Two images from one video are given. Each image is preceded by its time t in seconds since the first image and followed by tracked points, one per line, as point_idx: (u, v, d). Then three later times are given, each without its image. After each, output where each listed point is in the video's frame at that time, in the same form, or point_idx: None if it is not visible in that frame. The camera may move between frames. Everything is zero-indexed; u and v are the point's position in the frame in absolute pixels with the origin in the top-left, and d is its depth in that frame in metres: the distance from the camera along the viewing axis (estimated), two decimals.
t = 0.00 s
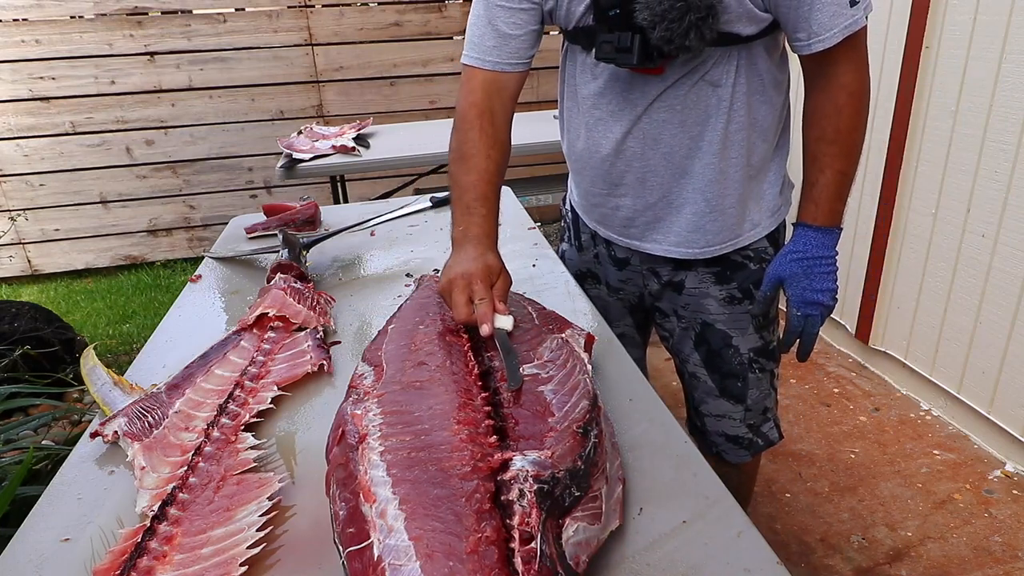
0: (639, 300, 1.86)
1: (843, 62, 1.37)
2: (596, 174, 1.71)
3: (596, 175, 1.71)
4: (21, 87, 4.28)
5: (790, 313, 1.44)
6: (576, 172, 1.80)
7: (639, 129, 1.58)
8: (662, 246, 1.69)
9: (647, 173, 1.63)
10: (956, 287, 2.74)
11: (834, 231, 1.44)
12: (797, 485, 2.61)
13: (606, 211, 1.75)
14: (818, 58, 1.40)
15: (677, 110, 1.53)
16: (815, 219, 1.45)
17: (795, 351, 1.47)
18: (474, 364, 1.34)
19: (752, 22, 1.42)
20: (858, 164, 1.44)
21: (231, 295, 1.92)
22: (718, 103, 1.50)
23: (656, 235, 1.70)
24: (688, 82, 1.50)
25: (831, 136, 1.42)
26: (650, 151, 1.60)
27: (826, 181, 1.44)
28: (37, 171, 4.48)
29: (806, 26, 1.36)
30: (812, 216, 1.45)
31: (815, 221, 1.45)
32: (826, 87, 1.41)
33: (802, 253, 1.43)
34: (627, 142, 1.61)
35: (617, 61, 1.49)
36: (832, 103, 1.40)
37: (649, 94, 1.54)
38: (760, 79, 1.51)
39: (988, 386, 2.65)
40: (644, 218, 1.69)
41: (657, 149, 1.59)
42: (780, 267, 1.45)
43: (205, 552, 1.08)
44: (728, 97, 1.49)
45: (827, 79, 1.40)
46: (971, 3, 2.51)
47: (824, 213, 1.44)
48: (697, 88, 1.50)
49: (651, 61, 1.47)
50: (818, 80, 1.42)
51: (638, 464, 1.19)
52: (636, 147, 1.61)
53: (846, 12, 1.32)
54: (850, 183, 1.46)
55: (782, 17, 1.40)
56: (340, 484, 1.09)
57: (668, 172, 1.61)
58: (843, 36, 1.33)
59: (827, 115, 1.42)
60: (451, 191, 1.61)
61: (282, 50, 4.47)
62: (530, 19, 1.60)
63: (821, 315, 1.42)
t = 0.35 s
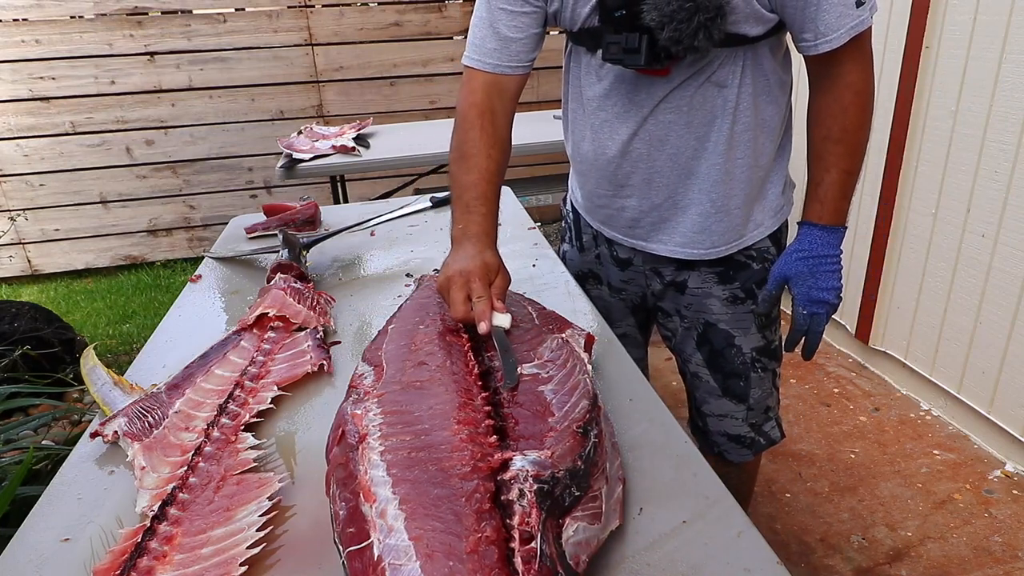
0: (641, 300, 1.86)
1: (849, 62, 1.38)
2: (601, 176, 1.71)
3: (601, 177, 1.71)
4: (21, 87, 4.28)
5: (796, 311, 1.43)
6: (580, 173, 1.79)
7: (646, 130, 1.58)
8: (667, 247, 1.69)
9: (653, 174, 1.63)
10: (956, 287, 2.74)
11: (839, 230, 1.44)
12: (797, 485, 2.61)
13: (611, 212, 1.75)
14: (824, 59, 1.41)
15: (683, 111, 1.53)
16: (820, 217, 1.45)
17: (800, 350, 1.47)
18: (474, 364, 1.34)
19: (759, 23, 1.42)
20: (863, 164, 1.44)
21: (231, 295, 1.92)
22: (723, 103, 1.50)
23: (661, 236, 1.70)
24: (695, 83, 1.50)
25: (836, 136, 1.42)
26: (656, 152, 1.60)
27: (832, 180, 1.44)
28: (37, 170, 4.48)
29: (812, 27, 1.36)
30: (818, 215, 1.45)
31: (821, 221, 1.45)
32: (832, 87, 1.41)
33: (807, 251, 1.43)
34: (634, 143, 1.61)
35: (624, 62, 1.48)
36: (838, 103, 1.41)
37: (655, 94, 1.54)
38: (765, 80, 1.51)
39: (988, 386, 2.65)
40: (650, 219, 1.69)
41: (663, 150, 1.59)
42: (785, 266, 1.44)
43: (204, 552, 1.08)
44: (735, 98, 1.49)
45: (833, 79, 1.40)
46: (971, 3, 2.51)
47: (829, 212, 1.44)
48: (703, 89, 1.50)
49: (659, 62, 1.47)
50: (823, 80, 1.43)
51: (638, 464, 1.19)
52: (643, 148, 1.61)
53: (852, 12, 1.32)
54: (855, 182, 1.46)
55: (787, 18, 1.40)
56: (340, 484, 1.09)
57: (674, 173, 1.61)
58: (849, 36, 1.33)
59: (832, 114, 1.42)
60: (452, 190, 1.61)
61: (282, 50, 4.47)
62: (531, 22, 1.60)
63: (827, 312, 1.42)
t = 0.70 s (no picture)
0: (641, 300, 1.85)
1: (850, 60, 1.38)
2: (602, 175, 1.71)
3: (602, 176, 1.71)
4: (21, 87, 4.28)
5: (793, 310, 1.40)
6: (581, 173, 1.79)
7: (648, 130, 1.58)
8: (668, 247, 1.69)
9: (655, 174, 1.63)
10: (956, 287, 2.74)
11: (838, 229, 1.44)
12: (797, 485, 2.61)
13: (612, 212, 1.75)
14: (825, 58, 1.41)
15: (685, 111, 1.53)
16: (820, 216, 1.45)
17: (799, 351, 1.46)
18: (474, 364, 1.34)
19: (762, 22, 1.42)
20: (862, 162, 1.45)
21: (231, 295, 1.92)
22: (725, 103, 1.50)
23: (663, 236, 1.70)
24: (696, 83, 1.50)
25: (837, 134, 1.42)
26: (657, 152, 1.60)
27: (832, 178, 1.44)
28: (37, 171, 4.48)
29: (814, 26, 1.36)
30: (818, 213, 1.45)
31: (820, 219, 1.45)
32: (831, 87, 1.42)
33: (806, 250, 1.43)
34: (635, 142, 1.61)
35: (626, 62, 1.48)
36: (839, 101, 1.41)
37: (657, 94, 1.54)
38: (766, 80, 1.51)
39: (988, 385, 2.65)
40: (651, 218, 1.69)
41: (664, 151, 1.59)
42: (785, 264, 1.44)
43: (204, 552, 1.08)
44: (738, 98, 1.50)
45: (833, 78, 1.41)
46: (971, 3, 2.51)
47: (829, 210, 1.44)
48: (705, 88, 1.50)
49: (661, 62, 1.46)
50: (824, 78, 1.43)
51: (638, 464, 1.20)
52: (644, 148, 1.61)
53: (854, 11, 1.32)
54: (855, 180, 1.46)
55: (789, 17, 1.40)
56: (340, 484, 1.09)
57: (675, 173, 1.61)
58: (851, 35, 1.33)
59: (833, 113, 1.42)
60: (452, 190, 1.61)
61: (282, 50, 4.47)
62: (530, 24, 1.60)
63: (824, 312, 1.39)
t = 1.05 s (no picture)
0: (640, 300, 1.85)
1: (848, 61, 1.38)
2: (598, 175, 1.71)
3: (598, 177, 1.71)
4: (21, 87, 4.28)
5: (793, 312, 1.42)
6: (578, 173, 1.80)
7: (644, 130, 1.59)
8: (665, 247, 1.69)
9: (651, 174, 1.63)
10: (956, 287, 2.74)
11: (837, 231, 1.44)
12: (797, 485, 2.61)
13: (608, 213, 1.75)
14: (822, 58, 1.40)
15: (681, 111, 1.53)
16: (819, 217, 1.45)
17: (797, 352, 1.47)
18: (474, 364, 1.34)
19: (759, 22, 1.42)
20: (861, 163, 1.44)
21: (231, 295, 1.92)
22: (722, 103, 1.50)
23: (659, 236, 1.70)
24: (693, 83, 1.50)
25: (835, 135, 1.42)
26: (654, 152, 1.60)
27: (830, 180, 1.44)
28: (37, 171, 4.47)
29: (811, 27, 1.36)
30: (816, 214, 1.45)
31: (819, 220, 1.45)
32: (830, 87, 1.41)
33: (805, 252, 1.43)
34: (631, 143, 1.61)
35: (622, 61, 1.48)
36: (836, 102, 1.41)
37: (653, 94, 1.54)
38: (764, 80, 1.50)
39: (988, 386, 2.65)
40: (647, 219, 1.69)
41: (660, 151, 1.59)
42: (784, 267, 1.44)
43: (204, 552, 1.08)
44: (734, 98, 1.49)
45: (831, 78, 1.41)
46: (971, 3, 2.51)
47: (828, 211, 1.44)
48: (701, 89, 1.50)
49: (657, 61, 1.46)
50: (821, 79, 1.43)
51: (638, 464, 1.20)
52: (640, 149, 1.61)
53: (851, 12, 1.32)
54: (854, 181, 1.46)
55: (786, 17, 1.40)
56: (340, 484, 1.09)
57: (671, 173, 1.61)
58: (848, 37, 1.33)
59: (831, 113, 1.42)
60: (452, 190, 1.60)
61: (282, 50, 4.47)
62: (529, 21, 1.60)
63: (824, 314, 1.41)
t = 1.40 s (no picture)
0: (640, 300, 1.85)
1: (844, 62, 1.38)
2: (597, 176, 1.71)
3: (597, 178, 1.71)
4: (21, 87, 4.28)
5: (784, 312, 1.41)
6: (577, 174, 1.80)
7: (642, 132, 1.59)
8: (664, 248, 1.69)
9: (649, 175, 1.63)
10: (956, 287, 2.74)
11: (830, 231, 1.44)
12: (797, 485, 2.61)
13: (607, 214, 1.75)
14: (818, 59, 1.40)
15: (679, 113, 1.53)
16: (812, 218, 1.45)
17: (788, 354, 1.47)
18: (473, 364, 1.34)
19: (754, 23, 1.42)
20: (857, 164, 1.44)
21: (231, 295, 1.92)
22: (719, 104, 1.50)
23: (659, 237, 1.70)
24: (690, 84, 1.50)
25: (831, 136, 1.42)
26: (652, 152, 1.60)
27: (825, 181, 1.44)
28: (37, 171, 4.47)
29: (807, 27, 1.36)
30: (810, 216, 1.45)
31: (813, 222, 1.45)
32: (826, 87, 1.41)
33: (799, 252, 1.43)
34: (629, 144, 1.61)
35: (617, 63, 1.48)
36: (831, 103, 1.41)
37: (650, 95, 1.54)
38: (760, 81, 1.51)
39: (988, 385, 2.65)
40: (645, 219, 1.69)
41: (658, 152, 1.59)
42: (777, 266, 1.43)
43: (205, 552, 1.08)
44: (732, 99, 1.49)
45: (827, 79, 1.40)
46: (971, 3, 2.51)
47: (822, 213, 1.44)
48: (698, 90, 1.50)
49: (652, 62, 1.47)
50: (817, 79, 1.43)
51: (637, 464, 1.20)
52: (638, 150, 1.61)
53: (846, 12, 1.31)
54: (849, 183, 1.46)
55: (782, 18, 1.40)
56: (340, 484, 1.09)
57: (670, 174, 1.61)
58: (844, 36, 1.33)
59: (828, 113, 1.42)
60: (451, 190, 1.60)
61: (282, 50, 4.47)
62: (525, 25, 1.60)
63: (816, 315, 1.40)
